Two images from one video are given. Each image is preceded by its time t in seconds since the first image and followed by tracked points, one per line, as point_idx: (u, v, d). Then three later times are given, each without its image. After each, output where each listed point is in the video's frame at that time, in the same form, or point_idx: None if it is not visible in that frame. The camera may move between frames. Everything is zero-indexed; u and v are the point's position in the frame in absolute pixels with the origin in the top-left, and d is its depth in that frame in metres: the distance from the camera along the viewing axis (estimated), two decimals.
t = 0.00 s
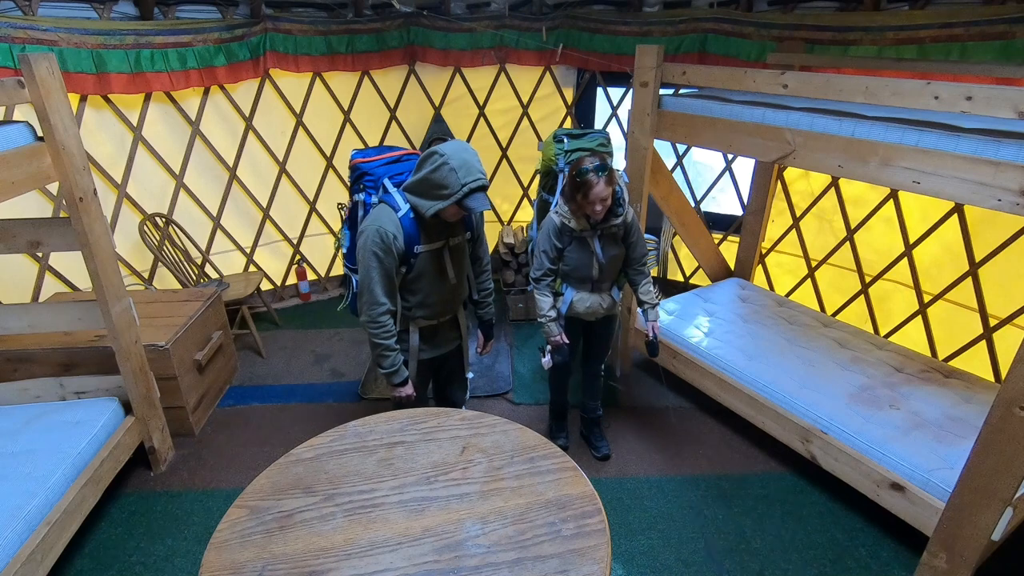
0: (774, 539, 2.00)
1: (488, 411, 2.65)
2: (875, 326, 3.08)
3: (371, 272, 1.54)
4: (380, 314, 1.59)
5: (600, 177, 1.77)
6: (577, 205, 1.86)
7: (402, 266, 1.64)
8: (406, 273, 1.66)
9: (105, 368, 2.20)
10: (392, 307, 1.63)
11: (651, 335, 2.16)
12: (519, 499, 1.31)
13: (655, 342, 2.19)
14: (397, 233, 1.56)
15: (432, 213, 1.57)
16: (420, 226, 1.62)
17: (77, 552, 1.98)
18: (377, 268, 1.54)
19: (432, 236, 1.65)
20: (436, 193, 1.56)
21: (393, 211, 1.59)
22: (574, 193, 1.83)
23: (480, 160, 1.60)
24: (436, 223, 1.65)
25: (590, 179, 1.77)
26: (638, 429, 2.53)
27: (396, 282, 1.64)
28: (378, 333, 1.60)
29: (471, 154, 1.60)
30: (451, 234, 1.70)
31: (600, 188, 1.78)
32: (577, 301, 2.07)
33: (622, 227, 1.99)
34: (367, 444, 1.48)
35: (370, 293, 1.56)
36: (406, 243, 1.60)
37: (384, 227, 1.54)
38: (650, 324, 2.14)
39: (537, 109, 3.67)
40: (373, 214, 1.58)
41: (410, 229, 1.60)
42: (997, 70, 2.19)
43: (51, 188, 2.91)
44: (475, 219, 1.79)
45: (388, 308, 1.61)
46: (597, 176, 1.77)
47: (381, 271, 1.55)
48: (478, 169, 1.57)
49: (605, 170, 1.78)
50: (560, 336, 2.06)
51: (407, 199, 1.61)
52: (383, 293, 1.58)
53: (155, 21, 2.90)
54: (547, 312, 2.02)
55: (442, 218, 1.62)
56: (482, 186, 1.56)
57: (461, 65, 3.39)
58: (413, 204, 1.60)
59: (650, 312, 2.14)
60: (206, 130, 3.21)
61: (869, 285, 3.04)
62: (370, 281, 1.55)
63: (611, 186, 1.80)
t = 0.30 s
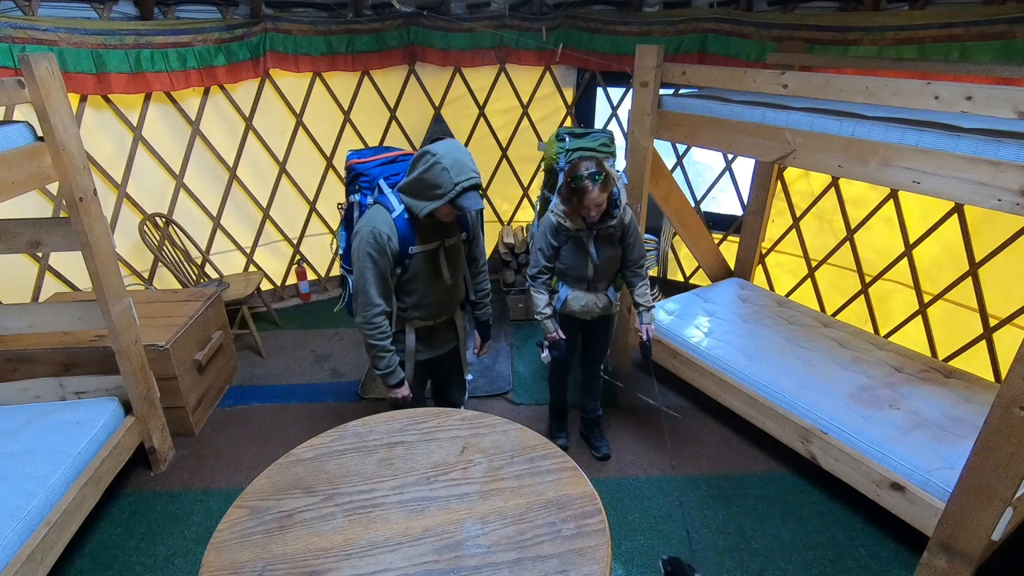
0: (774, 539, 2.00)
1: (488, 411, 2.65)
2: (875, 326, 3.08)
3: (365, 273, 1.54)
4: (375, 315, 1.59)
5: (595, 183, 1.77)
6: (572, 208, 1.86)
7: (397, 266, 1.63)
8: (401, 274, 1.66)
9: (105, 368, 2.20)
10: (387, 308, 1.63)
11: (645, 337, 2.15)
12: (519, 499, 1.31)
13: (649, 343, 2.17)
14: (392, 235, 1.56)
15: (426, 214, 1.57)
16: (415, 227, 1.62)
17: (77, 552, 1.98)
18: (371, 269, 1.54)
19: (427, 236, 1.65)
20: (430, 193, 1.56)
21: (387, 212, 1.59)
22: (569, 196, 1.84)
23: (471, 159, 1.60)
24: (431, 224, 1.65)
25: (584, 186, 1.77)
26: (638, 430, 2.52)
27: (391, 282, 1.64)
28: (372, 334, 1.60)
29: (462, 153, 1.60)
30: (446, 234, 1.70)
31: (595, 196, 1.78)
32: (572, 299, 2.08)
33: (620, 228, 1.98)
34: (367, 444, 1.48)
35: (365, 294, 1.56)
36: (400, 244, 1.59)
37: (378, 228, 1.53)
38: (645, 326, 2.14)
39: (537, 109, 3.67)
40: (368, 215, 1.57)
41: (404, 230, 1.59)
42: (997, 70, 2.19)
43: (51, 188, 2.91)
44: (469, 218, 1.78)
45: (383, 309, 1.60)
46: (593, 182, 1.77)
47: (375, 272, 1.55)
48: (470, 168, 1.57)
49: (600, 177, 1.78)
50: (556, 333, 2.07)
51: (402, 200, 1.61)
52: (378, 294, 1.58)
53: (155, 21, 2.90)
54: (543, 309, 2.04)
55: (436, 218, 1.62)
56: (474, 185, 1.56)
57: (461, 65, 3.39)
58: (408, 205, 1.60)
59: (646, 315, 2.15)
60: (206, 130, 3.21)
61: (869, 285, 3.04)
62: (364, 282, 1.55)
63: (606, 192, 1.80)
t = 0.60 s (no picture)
0: (774, 539, 2.00)
1: (488, 411, 2.65)
2: (875, 326, 3.09)
3: (356, 276, 1.55)
4: (367, 319, 1.59)
5: (593, 186, 1.78)
6: (569, 212, 1.86)
7: (389, 270, 1.64)
8: (394, 277, 1.66)
9: (105, 368, 2.20)
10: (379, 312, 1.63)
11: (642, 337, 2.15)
12: (519, 499, 1.31)
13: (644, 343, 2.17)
14: (382, 237, 1.56)
15: (421, 203, 1.53)
16: (407, 228, 1.62)
17: (77, 552, 1.98)
18: (363, 272, 1.55)
19: (419, 238, 1.64)
20: (417, 181, 1.51)
21: (379, 215, 1.59)
22: (568, 200, 1.84)
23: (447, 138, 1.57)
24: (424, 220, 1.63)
25: (583, 190, 1.77)
26: (638, 429, 2.53)
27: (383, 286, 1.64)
28: (365, 337, 1.60)
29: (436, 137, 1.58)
30: (440, 236, 1.69)
31: (594, 199, 1.79)
32: (571, 299, 2.08)
33: (619, 228, 1.98)
34: (367, 444, 1.48)
35: (357, 297, 1.57)
36: (392, 247, 1.60)
37: (369, 231, 1.54)
38: (644, 325, 2.13)
39: (537, 109, 3.67)
40: (360, 219, 1.58)
41: (396, 233, 1.59)
42: (997, 70, 2.19)
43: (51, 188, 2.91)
44: (464, 218, 1.76)
45: (375, 312, 1.61)
46: (591, 185, 1.77)
47: (366, 275, 1.56)
48: (448, 145, 1.54)
49: (599, 180, 1.78)
50: (555, 333, 2.07)
51: (393, 202, 1.61)
52: (370, 297, 1.59)
53: (155, 21, 2.90)
54: (542, 309, 2.04)
55: (431, 209, 1.58)
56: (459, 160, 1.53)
57: (461, 65, 3.39)
58: (399, 206, 1.59)
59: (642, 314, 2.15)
60: (206, 130, 3.21)
61: (869, 285, 3.04)
62: (356, 286, 1.56)
63: (604, 195, 1.81)
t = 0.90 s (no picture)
0: (774, 539, 2.00)
1: (488, 411, 2.65)
2: (875, 326, 3.08)
3: (343, 279, 1.55)
4: (352, 322, 1.59)
5: (596, 190, 1.78)
6: (571, 215, 1.87)
7: (377, 273, 1.63)
8: (382, 281, 1.65)
9: (105, 368, 2.20)
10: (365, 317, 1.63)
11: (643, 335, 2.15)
12: (520, 499, 1.31)
13: (645, 341, 2.15)
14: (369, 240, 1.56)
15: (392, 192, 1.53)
16: (394, 233, 1.61)
17: (77, 552, 1.98)
18: (349, 275, 1.55)
19: (406, 241, 1.63)
20: (386, 171, 1.53)
21: (366, 219, 1.58)
22: (569, 204, 1.85)
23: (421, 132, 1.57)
24: (408, 219, 1.61)
25: (586, 194, 1.78)
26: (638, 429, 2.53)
27: (372, 289, 1.64)
28: (350, 341, 1.60)
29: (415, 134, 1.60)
30: (428, 240, 1.67)
31: (596, 201, 1.80)
32: (571, 299, 2.08)
33: (618, 229, 1.98)
34: (367, 444, 1.48)
35: (342, 300, 1.57)
36: (379, 251, 1.59)
37: (355, 234, 1.53)
38: (644, 321, 2.13)
39: (537, 109, 3.67)
40: (348, 222, 1.59)
41: (383, 237, 1.58)
42: (997, 70, 2.19)
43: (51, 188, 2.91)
44: (454, 222, 1.74)
45: (362, 316, 1.61)
46: (594, 189, 1.78)
47: (352, 278, 1.56)
48: (417, 135, 1.53)
49: (602, 184, 1.79)
50: (559, 334, 2.06)
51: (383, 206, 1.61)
52: (356, 301, 1.59)
53: (155, 21, 2.90)
54: (544, 311, 2.03)
55: (409, 201, 1.54)
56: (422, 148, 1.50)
57: (461, 65, 3.39)
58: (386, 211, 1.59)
59: (642, 312, 2.12)
60: (207, 130, 3.21)
61: (869, 285, 3.04)
62: (342, 289, 1.56)
63: (607, 198, 1.82)
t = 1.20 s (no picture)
0: (774, 539, 2.00)
1: (488, 411, 2.65)
2: (875, 326, 3.08)
3: (332, 279, 1.58)
4: (340, 323, 1.62)
5: (602, 192, 1.79)
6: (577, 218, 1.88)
7: (368, 274, 1.63)
8: (374, 282, 1.65)
9: (105, 368, 2.20)
10: (354, 318, 1.64)
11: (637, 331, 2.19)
12: (520, 499, 1.31)
13: (639, 336, 2.21)
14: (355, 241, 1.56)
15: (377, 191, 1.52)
16: (384, 233, 1.61)
17: (77, 552, 1.98)
18: (338, 275, 1.57)
19: (395, 242, 1.62)
20: (372, 171, 1.52)
21: (356, 219, 1.60)
22: (575, 206, 1.85)
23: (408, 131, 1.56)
24: (397, 219, 1.59)
25: (594, 196, 1.79)
26: (638, 429, 2.53)
27: (363, 290, 1.65)
28: (338, 341, 1.62)
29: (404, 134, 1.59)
30: (419, 241, 1.66)
31: (603, 203, 1.81)
32: (573, 300, 2.07)
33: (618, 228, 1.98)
34: (367, 444, 1.48)
35: (331, 300, 1.60)
36: (369, 252, 1.59)
37: (343, 234, 1.55)
38: (638, 318, 2.17)
39: (537, 109, 3.67)
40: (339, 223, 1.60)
41: (372, 237, 1.59)
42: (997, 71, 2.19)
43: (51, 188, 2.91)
44: (449, 223, 1.71)
45: (350, 317, 1.63)
46: (600, 191, 1.79)
47: (341, 278, 1.58)
48: (402, 133, 1.52)
49: (608, 185, 1.80)
50: (560, 335, 2.06)
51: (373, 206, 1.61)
52: (344, 302, 1.61)
53: (155, 21, 2.90)
54: (546, 313, 2.03)
55: (395, 200, 1.53)
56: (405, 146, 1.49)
57: (461, 65, 3.39)
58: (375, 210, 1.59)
59: (639, 309, 2.17)
60: (207, 130, 3.21)
61: (869, 285, 3.04)
62: (331, 289, 1.59)
63: (612, 199, 1.83)
